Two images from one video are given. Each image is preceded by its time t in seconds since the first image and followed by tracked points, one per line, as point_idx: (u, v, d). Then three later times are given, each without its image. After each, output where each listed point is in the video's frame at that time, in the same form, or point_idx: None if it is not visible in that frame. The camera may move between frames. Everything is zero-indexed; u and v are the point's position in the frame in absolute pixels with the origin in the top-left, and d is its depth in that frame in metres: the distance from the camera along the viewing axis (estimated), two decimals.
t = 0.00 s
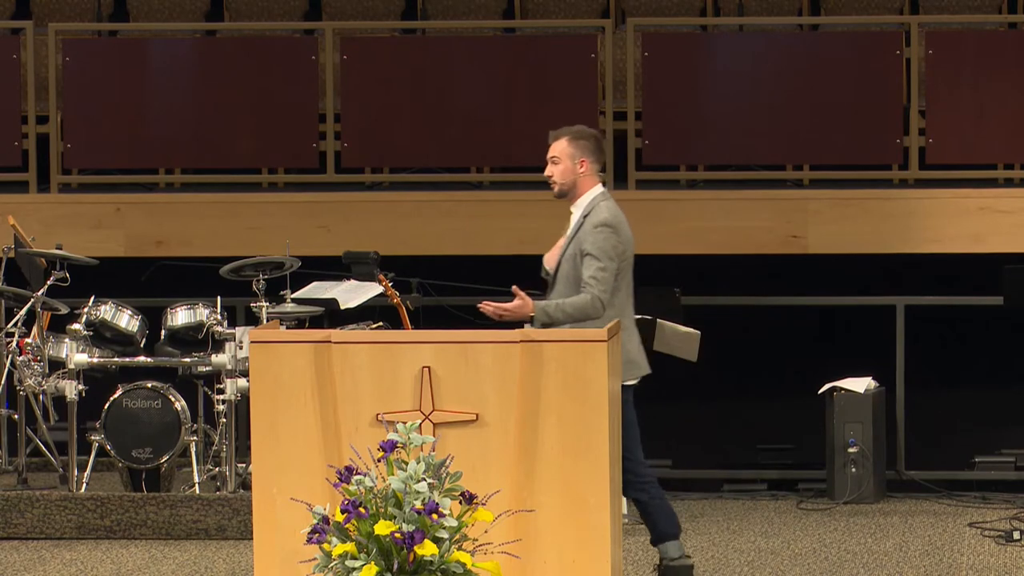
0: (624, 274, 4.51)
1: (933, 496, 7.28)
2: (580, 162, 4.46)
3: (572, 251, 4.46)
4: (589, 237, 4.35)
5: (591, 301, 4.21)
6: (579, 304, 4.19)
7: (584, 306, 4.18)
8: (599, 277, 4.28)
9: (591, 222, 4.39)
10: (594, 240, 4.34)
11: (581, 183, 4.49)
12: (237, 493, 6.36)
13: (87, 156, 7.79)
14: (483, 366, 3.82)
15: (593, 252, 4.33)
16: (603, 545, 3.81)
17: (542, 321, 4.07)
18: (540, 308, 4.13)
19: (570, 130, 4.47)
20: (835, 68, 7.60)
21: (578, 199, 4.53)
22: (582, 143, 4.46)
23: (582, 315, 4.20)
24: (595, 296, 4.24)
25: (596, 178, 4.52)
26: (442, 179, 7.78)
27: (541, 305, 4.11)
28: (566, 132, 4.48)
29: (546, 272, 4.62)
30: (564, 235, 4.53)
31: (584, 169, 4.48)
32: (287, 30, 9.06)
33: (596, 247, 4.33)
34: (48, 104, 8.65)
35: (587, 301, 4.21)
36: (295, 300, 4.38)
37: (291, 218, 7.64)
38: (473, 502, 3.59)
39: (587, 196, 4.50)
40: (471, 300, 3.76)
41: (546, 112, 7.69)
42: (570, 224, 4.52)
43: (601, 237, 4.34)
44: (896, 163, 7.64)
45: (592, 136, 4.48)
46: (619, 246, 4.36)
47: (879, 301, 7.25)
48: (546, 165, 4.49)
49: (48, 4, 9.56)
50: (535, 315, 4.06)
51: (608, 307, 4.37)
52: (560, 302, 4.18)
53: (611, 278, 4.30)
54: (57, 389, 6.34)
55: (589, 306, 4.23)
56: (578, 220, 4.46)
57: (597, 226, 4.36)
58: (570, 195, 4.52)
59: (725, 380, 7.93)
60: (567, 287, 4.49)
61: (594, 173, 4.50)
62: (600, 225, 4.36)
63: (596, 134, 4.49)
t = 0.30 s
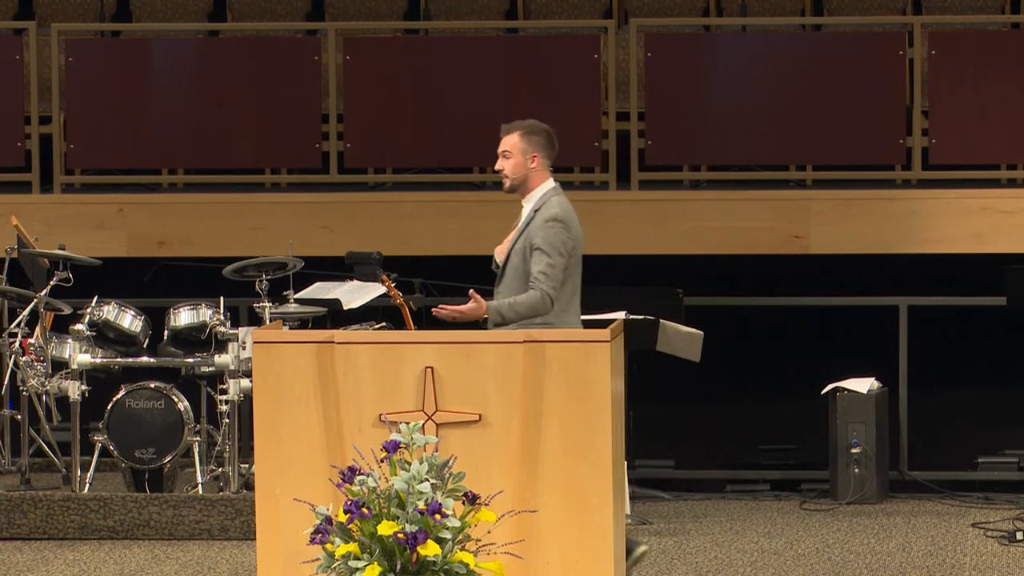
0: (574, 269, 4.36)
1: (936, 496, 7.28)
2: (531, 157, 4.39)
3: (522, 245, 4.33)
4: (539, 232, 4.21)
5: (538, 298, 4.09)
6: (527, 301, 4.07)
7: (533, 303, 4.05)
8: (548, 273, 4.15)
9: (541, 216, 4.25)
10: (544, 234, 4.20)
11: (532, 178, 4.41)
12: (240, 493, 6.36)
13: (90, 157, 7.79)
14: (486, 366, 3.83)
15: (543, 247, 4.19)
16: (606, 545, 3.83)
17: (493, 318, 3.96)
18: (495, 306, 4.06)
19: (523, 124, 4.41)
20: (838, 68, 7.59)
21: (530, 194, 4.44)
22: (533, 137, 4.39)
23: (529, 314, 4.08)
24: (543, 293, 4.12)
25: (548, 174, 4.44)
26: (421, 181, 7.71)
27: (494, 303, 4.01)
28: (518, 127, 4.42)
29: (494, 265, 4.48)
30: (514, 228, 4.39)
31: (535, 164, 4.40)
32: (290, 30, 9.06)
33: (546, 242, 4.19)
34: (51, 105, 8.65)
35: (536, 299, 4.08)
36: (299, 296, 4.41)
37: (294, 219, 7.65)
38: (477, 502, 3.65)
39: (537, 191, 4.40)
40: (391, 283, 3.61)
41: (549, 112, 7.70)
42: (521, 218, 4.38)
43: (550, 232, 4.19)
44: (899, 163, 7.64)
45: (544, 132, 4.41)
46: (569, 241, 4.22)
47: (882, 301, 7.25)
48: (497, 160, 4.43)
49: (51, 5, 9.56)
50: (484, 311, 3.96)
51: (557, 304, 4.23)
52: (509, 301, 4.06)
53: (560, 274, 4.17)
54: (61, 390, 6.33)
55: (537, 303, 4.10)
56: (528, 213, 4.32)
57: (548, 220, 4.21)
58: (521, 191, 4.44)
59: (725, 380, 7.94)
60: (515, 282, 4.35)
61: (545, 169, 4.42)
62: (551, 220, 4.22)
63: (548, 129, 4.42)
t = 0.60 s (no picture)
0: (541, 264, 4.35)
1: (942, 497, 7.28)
2: (490, 157, 4.37)
3: (487, 245, 4.32)
4: (503, 229, 4.20)
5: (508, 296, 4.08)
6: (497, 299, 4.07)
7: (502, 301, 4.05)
8: (516, 271, 4.14)
9: (504, 214, 4.23)
10: (508, 231, 4.19)
11: (492, 178, 4.39)
12: (246, 493, 6.36)
13: (96, 157, 7.79)
14: (491, 366, 3.84)
15: (508, 244, 4.17)
16: (611, 545, 3.84)
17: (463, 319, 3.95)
18: (465, 307, 4.05)
19: (482, 124, 4.39)
20: (844, 68, 7.59)
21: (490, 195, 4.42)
22: (492, 138, 4.37)
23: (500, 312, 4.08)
24: (513, 291, 4.11)
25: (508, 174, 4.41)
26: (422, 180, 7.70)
27: (464, 303, 4.02)
28: (478, 127, 4.40)
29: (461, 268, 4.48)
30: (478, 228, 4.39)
31: (494, 164, 4.38)
32: (295, 30, 9.06)
33: (511, 239, 4.17)
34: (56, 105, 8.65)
35: (505, 298, 4.07)
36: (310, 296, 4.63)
37: (299, 219, 7.65)
38: (483, 503, 3.66)
39: (498, 191, 4.38)
40: (393, 280, 3.59)
41: (554, 112, 7.69)
42: (484, 217, 4.36)
43: (514, 229, 4.18)
44: (905, 163, 7.63)
45: (503, 131, 4.39)
46: (534, 236, 4.21)
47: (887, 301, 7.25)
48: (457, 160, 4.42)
49: (57, 5, 9.56)
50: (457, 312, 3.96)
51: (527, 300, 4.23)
52: (478, 302, 4.05)
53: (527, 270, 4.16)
54: (66, 390, 6.32)
55: (507, 302, 4.10)
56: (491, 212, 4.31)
57: (511, 217, 4.20)
58: (481, 191, 4.42)
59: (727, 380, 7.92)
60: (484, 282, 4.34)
61: (505, 168, 4.40)
62: (514, 216, 4.20)
63: (506, 128, 4.40)
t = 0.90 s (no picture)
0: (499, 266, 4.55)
1: (954, 497, 7.27)
2: (452, 160, 4.55)
3: (449, 248, 4.50)
4: (467, 232, 4.39)
5: (475, 295, 4.27)
6: (465, 298, 4.25)
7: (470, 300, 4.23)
8: (481, 272, 4.33)
9: (467, 217, 4.43)
10: (471, 234, 4.38)
11: (453, 180, 4.57)
12: (258, 493, 6.37)
13: (109, 157, 7.79)
14: (504, 367, 3.84)
15: (472, 246, 4.37)
16: (623, 546, 3.84)
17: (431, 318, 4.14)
18: (433, 307, 4.22)
19: (445, 128, 4.57)
20: (856, 68, 7.58)
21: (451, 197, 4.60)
22: (455, 142, 4.55)
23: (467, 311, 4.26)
24: (479, 291, 4.29)
25: (468, 177, 4.60)
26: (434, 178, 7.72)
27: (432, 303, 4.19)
28: (440, 131, 4.57)
29: (420, 271, 4.66)
30: (438, 233, 4.57)
31: (456, 167, 4.56)
32: (309, 30, 9.07)
33: (474, 241, 4.37)
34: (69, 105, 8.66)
35: (473, 297, 4.26)
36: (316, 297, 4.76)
37: (312, 219, 7.65)
38: (495, 502, 3.67)
39: (458, 194, 4.56)
40: (409, 281, 3.59)
41: (567, 112, 7.69)
42: (443, 222, 4.55)
43: (477, 232, 4.38)
44: (917, 163, 7.63)
45: (465, 136, 4.57)
46: (496, 237, 4.41)
47: (899, 301, 7.24)
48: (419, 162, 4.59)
49: (70, 5, 9.57)
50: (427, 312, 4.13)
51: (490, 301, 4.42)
52: (447, 301, 4.23)
53: (491, 271, 4.36)
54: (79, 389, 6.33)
55: (474, 301, 4.28)
56: (451, 217, 4.50)
57: (473, 220, 4.39)
58: (442, 194, 4.60)
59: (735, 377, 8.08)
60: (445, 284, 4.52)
61: (466, 172, 4.58)
62: (477, 219, 4.40)
63: (468, 133, 4.58)
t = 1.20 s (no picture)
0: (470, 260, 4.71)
1: (971, 497, 7.26)
2: (422, 154, 4.69)
3: (420, 242, 4.66)
4: (439, 224, 4.56)
5: (446, 286, 4.43)
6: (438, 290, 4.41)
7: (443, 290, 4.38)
8: (453, 264, 4.49)
9: (439, 211, 4.59)
10: (443, 227, 4.55)
11: (424, 174, 4.71)
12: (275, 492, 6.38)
13: (127, 157, 7.80)
14: (522, 367, 3.84)
15: (444, 239, 4.53)
16: (642, 546, 3.83)
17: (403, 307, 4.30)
18: (405, 299, 4.38)
19: (415, 123, 4.71)
20: (874, 68, 7.58)
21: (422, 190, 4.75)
22: (424, 135, 4.69)
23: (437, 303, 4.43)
24: (451, 282, 4.45)
25: (439, 171, 4.74)
26: (450, 178, 7.73)
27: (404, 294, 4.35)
28: (409, 126, 4.71)
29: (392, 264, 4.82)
30: (409, 227, 4.73)
31: (426, 161, 4.70)
32: (326, 31, 9.08)
33: (447, 234, 4.53)
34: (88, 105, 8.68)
35: (444, 289, 4.42)
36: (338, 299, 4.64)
37: (329, 219, 7.65)
38: (513, 503, 3.67)
39: (430, 187, 4.71)
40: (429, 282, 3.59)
41: (585, 112, 7.70)
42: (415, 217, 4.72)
43: (449, 225, 4.54)
44: (935, 163, 7.62)
45: (435, 130, 4.71)
46: (468, 231, 4.58)
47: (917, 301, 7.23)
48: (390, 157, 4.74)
49: (89, 6, 9.59)
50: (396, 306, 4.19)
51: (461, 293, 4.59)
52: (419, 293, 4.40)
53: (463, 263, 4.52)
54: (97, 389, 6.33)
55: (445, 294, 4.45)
56: (422, 212, 4.66)
57: (446, 213, 4.57)
58: (413, 187, 4.75)
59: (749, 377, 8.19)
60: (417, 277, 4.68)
61: (437, 165, 4.72)
62: (449, 212, 4.57)
63: (439, 128, 4.72)
